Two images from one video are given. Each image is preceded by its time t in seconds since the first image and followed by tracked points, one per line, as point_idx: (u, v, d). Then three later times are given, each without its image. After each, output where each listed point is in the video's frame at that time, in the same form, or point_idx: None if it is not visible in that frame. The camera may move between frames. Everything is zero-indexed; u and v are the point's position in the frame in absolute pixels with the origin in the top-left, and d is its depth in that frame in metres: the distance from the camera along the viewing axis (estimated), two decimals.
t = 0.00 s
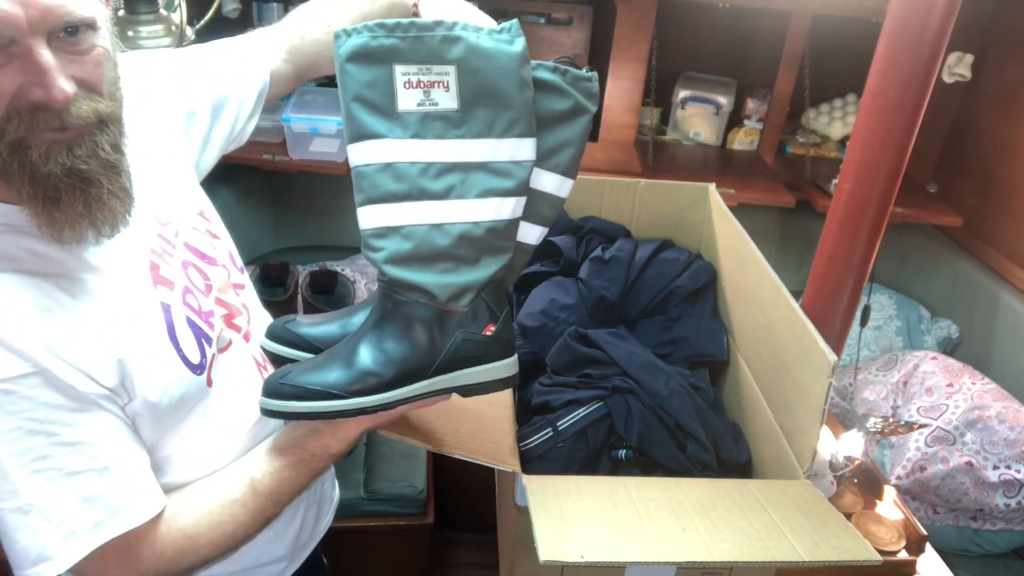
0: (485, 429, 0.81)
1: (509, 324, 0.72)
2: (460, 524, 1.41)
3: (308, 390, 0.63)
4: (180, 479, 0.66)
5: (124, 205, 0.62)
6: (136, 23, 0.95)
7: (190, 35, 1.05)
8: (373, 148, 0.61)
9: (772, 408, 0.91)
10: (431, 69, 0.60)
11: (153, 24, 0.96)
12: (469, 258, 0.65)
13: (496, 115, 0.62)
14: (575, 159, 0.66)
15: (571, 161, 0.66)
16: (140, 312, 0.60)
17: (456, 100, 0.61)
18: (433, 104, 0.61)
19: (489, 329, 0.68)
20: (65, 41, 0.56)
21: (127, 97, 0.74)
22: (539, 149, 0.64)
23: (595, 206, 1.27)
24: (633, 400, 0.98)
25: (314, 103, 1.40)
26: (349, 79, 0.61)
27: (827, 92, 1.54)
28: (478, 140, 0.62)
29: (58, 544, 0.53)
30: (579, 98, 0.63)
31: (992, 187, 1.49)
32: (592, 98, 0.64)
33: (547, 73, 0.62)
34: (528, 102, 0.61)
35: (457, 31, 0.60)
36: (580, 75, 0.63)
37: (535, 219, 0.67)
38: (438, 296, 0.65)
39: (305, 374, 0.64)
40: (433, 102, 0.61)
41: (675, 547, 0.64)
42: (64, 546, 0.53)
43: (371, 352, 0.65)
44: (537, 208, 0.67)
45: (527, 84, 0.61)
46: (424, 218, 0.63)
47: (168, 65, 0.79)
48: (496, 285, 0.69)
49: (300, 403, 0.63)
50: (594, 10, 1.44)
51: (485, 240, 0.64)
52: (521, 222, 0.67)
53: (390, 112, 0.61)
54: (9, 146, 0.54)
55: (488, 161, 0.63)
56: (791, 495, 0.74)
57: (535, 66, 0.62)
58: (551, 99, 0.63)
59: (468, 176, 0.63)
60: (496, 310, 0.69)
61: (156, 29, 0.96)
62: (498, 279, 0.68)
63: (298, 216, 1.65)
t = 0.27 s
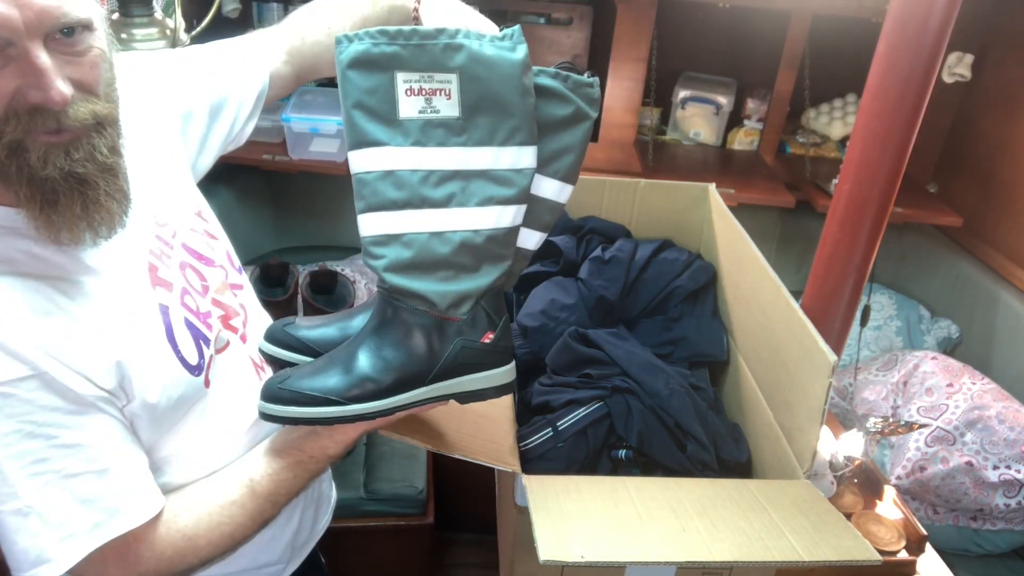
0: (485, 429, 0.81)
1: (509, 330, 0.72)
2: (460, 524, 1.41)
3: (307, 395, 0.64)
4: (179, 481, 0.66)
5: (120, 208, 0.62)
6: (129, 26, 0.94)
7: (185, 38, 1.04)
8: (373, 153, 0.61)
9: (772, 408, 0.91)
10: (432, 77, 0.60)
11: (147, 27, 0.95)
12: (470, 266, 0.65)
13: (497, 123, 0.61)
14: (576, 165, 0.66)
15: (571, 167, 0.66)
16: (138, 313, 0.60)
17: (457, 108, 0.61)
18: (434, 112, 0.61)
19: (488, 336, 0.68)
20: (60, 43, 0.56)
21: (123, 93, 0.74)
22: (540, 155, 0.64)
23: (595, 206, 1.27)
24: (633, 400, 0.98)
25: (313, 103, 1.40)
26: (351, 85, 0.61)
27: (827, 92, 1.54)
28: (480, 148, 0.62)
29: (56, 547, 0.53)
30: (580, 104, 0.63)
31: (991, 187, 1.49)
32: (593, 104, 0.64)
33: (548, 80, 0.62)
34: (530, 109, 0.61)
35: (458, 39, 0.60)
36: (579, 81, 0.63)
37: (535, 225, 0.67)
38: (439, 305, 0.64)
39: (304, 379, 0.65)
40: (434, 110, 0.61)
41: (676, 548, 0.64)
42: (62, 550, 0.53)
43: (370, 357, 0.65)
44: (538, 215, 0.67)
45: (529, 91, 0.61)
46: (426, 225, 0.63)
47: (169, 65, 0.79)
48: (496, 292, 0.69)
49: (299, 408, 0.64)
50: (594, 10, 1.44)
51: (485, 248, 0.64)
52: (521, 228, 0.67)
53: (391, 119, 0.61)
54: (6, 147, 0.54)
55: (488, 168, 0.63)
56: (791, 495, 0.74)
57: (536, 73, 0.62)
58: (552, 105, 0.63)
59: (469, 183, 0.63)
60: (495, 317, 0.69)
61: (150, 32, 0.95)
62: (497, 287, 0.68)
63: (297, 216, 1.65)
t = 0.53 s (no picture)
0: (485, 429, 0.81)
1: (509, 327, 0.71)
2: (460, 524, 1.41)
3: (307, 392, 0.64)
4: (181, 479, 0.66)
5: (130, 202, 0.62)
6: (122, 27, 0.94)
7: (177, 41, 1.05)
8: (373, 151, 0.61)
9: (772, 408, 0.91)
10: (429, 74, 0.60)
11: (140, 29, 0.95)
12: (469, 262, 0.65)
13: (496, 119, 0.61)
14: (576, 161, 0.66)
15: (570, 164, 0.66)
16: (141, 312, 0.60)
17: (455, 105, 0.61)
18: (433, 109, 0.61)
19: (488, 333, 0.68)
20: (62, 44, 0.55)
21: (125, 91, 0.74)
22: (539, 151, 0.64)
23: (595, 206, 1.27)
24: (633, 400, 0.98)
25: (313, 103, 1.40)
26: (348, 84, 0.61)
27: (828, 92, 1.54)
28: (478, 145, 0.62)
29: (61, 546, 0.53)
30: (579, 99, 0.63)
31: (991, 187, 1.49)
32: (593, 99, 0.64)
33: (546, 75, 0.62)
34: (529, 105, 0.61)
35: (455, 35, 0.60)
36: (579, 76, 0.63)
37: (535, 222, 0.67)
38: (438, 302, 0.65)
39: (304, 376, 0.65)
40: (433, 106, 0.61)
41: (676, 548, 0.64)
42: (68, 549, 0.53)
43: (370, 354, 0.65)
44: (538, 211, 0.67)
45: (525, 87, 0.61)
46: (425, 223, 0.63)
47: (167, 66, 0.79)
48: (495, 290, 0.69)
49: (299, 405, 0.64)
50: (594, 10, 1.44)
51: (485, 245, 0.64)
52: (521, 225, 0.67)
53: (388, 117, 0.61)
54: (17, 149, 0.54)
55: (487, 164, 0.63)
56: (791, 495, 0.74)
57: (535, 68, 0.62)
58: (552, 100, 0.63)
59: (468, 180, 0.63)
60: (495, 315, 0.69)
61: (143, 33, 0.95)
62: (497, 285, 0.68)
63: (297, 216, 1.65)
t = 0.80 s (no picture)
0: (485, 429, 0.81)
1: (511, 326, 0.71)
2: (460, 524, 1.41)
3: (307, 389, 0.64)
4: (186, 476, 0.66)
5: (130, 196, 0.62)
6: (125, 26, 0.94)
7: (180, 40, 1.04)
8: (375, 148, 0.62)
9: (772, 408, 0.91)
10: (426, 71, 0.60)
11: (145, 28, 0.95)
12: (469, 260, 0.65)
13: (495, 114, 0.61)
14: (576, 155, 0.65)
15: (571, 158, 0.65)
16: (144, 310, 0.60)
17: (453, 100, 0.61)
18: (432, 105, 0.61)
19: (489, 330, 0.68)
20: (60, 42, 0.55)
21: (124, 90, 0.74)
22: (538, 146, 0.64)
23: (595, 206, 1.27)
24: (633, 400, 0.98)
25: (313, 103, 1.40)
26: (345, 83, 0.61)
27: (828, 92, 1.54)
28: (477, 140, 0.62)
29: (66, 545, 0.53)
30: (579, 92, 0.63)
31: (991, 186, 1.49)
32: (592, 92, 0.63)
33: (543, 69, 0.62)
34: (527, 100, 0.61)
35: (452, 30, 0.60)
36: (577, 70, 0.62)
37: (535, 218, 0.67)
38: (438, 300, 0.65)
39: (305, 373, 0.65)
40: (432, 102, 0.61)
41: (675, 548, 0.64)
42: (73, 547, 0.53)
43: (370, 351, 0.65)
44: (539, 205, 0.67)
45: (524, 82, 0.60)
46: (424, 220, 0.63)
47: (168, 67, 0.79)
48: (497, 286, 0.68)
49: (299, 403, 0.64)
50: (594, 10, 1.44)
51: (485, 241, 0.64)
52: (523, 221, 0.67)
53: (387, 115, 0.61)
54: (16, 146, 0.54)
55: (487, 161, 0.62)
56: (791, 495, 0.74)
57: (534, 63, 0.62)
58: (551, 95, 0.63)
59: (467, 177, 0.63)
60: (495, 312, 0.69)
61: (147, 33, 0.95)
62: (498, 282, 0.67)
63: (297, 216, 1.65)
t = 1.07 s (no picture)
0: (486, 429, 0.81)
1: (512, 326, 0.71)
2: (460, 524, 1.41)
3: (310, 386, 0.64)
4: (188, 476, 0.66)
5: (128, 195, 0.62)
6: (134, 23, 0.94)
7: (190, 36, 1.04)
8: (378, 147, 0.62)
9: (772, 408, 0.91)
10: (427, 70, 0.60)
11: (152, 25, 0.95)
12: (471, 258, 0.65)
13: (497, 113, 0.61)
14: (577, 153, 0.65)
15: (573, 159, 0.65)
16: (145, 309, 0.60)
17: (456, 99, 0.61)
18: (434, 104, 0.61)
19: (490, 329, 0.68)
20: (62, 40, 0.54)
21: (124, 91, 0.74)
22: (540, 145, 0.64)
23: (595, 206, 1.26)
24: (633, 400, 0.98)
25: (313, 103, 1.40)
26: (349, 83, 0.61)
27: (828, 92, 1.54)
28: (480, 139, 0.62)
29: (71, 544, 0.53)
30: (579, 92, 0.63)
31: (991, 186, 1.49)
32: (592, 91, 0.63)
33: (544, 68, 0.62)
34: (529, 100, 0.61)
35: (452, 29, 0.60)
36: (577, 70, 0.63)
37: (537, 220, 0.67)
38: (440, 298, 0.64)
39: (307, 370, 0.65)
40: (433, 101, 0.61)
41: (674, 548, 0.64)
42: (76, 547, 0.53)
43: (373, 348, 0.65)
44: (539, 203, 0.66)
45: (525, 81, 0.60)
46: (425, 218, 0.63)
47: (169, 68, 0.79)
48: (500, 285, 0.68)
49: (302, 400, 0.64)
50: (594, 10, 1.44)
51: (488, 239, 0.64)
52: (525, 221, 0.67)
53: (389, 114, 0.61)
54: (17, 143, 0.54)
55: (489, 159, 0.62)
56: (791, 495, 0.74)
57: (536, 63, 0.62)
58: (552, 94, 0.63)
59: (469, 175, 0.63)
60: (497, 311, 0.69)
61: (155, 30, 0.95)
62: (500, 281, 0.67)
63: (297, 216, 1.65)
